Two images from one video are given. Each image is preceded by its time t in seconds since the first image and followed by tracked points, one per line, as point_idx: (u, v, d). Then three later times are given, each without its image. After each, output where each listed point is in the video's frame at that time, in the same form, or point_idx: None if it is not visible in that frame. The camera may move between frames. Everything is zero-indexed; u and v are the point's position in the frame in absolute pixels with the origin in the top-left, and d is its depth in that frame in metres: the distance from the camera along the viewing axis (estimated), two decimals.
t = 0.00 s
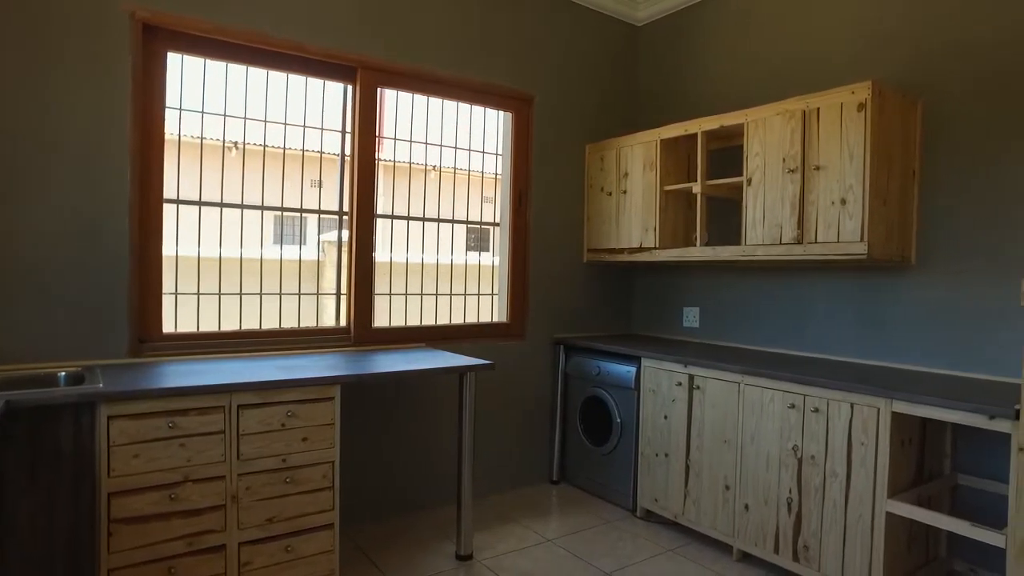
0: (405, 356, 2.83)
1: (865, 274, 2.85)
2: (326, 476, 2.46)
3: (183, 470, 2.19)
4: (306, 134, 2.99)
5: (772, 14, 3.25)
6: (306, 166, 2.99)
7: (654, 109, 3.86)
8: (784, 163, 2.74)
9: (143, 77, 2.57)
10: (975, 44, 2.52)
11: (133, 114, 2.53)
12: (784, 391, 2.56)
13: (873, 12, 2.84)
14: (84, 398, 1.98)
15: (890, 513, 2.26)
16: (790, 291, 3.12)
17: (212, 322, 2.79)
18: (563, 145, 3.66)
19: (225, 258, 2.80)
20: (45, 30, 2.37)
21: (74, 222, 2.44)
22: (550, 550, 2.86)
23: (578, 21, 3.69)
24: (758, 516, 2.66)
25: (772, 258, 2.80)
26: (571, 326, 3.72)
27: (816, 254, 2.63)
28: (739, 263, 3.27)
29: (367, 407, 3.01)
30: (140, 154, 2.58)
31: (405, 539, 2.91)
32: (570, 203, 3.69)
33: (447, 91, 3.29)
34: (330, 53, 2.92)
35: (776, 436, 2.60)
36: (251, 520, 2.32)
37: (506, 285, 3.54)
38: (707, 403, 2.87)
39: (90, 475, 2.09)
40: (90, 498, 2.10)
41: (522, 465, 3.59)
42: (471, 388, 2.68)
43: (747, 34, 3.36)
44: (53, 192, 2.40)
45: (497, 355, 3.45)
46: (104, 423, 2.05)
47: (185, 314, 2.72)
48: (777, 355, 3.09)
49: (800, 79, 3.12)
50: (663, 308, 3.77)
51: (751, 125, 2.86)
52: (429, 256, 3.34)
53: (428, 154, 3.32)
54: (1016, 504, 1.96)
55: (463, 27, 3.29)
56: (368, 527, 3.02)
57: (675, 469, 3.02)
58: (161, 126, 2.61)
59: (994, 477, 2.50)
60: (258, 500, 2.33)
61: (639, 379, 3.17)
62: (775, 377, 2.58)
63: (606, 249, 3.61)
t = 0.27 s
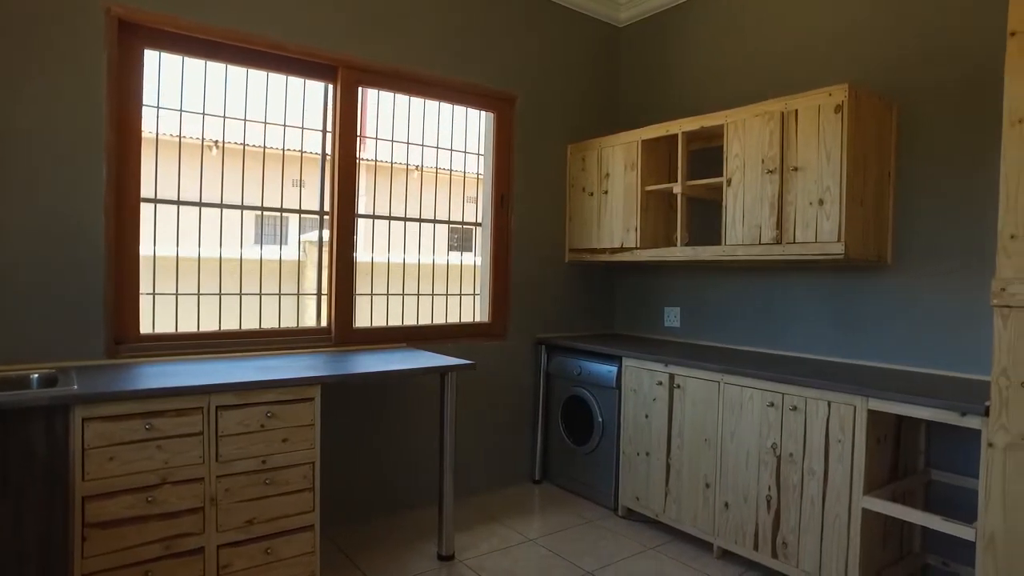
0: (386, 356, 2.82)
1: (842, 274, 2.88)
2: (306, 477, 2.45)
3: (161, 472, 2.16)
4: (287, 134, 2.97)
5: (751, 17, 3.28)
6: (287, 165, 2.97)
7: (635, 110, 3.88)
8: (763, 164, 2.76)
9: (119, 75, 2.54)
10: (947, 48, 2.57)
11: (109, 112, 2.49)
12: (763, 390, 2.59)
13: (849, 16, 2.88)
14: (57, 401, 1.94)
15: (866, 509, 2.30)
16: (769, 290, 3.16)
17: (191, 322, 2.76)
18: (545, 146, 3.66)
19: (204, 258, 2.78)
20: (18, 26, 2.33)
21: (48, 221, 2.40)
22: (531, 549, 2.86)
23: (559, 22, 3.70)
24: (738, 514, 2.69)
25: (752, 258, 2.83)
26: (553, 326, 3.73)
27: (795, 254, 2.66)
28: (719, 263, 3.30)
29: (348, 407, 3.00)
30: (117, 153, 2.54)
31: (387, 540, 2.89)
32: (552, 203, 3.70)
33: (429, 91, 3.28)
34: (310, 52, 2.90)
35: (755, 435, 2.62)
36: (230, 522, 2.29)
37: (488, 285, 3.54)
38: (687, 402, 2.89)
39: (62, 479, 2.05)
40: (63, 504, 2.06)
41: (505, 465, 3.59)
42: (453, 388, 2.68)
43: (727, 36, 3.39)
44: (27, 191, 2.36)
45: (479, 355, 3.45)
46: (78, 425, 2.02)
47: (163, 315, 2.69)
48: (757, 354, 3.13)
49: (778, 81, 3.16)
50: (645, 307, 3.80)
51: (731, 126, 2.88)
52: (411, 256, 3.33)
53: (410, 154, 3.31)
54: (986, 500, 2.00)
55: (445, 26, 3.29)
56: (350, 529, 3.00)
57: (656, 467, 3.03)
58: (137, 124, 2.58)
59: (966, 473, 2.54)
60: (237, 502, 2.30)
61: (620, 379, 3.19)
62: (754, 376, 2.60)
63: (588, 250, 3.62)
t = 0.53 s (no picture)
0: (368, 357, 2.81)
1: (821, 274, 2.92)
2: (287, 478, 2.43)
3: (139, 474, 2.13)
4: (268, 133, 2.95)
5: (731, 19, 3.31)
6: (268, 164, 2.95)
7: (618, 111, 3.90)
8: (744, 165, 2.79)
9: (96, 73, 2.50)
10: (923, 50, 2.60)
11: (85, 110, 2.46)
12: (744, 389, 2.61)
13: (828, 19, 2.92)
14: (32, 403, 1.91)
15: (844, 506, 2.33)
16: (749, 290, 3.19)
17: (170, 323, 2.73)
18: (528, 146, 3.67)
19: (184, 257, 2.75)
20: None
21: (23, 220, 2.36)
22: (514, 549, 2.86)
23: (542, 22, 3.71)
24: (719, 512, 2.71)
25: (733, 258, 2.85)
26: (536, 326, 3.74)
27: (775, 254, 2.69)
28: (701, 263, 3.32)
29: (330, 408, 2.98)
30: (94, 152, 2.51)
31: (370, 541, 2.88)
32: (535, 203, 3.71)
33: (412, 90, 3.28)
34: (291, 51, 2.88)
35: (736, 433, 2.64)
36: (210, 525, 2.27)
37: (471, 285, 3.54)
38: (669, 402, 2.91)
39: (37, 482, 2.01)
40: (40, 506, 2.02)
41: (488, 465, 3.59)
42: (435, 388, 2.68)
43: (708, 38, 3.42)
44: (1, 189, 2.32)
45: (462, 355, 3.44)
46: (53, 428, 1.99)
47: (142, 315, 2.66)
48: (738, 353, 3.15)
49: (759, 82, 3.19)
50: (627, 307, 3.82)
51: (712, 127, 2.90)
52: (394, 255, 3.32)
53: (393, 154, 3.30)
54: (959, 495, 2.04)
55: (428, 26, 3.28)
56: (332, 530, 2.99)
57: (638, 467, 3.05)
58: (115, 123, 2.55)
59: (942, 470, 2.58)
60: (217, 504, 2.28)
61: (603, 378, 3.20)
62: (735, 375, 2.62)
63: (570, 250, 3.63)
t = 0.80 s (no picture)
0: (347, 357, 2.79)
1: (797, 274, 2.95)
2: (265, 479, 2.40)
3: (112, 477, 2.10)
4: (247, 131, 2.92)
5: (709, 21, 3.34)
6: (247, 163, 2.92)
7: (598, 112, 3.92)
8: (722, 165, 2.81)
9: (68, 70, 2.46)
10: (895, 54, 2.65)
11: (57, 107, 2.42)
12: (722, 388, 2.64)
13: (803, 22, 2.96)
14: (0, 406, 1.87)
15: (820, 502, 2.36)
16: (727, 290, 3.22)
17: (146, 324, 2.69)
18: (509, 146, 3.68)
19: (161, 257, 2.72)
20: None
21: None
22: (495, 549, 2.86)
23: (522, 22, 3.71)
24: (698, 509, 2.73)
25: (711, 258, 2.87)
26: (516, 326, 3.75)
27: (752, 254, 2.71)
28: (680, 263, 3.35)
29: (309, 408, 2.96)
30: (66, 150, 2.47)
31: (349, 543, 2.86)
32: (515, 203, 3.72)
33: (392, 89, 3.27)
34: (269, 49, 2.86)
35: (714, 432, 2.67)
36: (186, 527, 2.24)
37: (451, 285, 3.54)
38: (648, 401, 2.92)
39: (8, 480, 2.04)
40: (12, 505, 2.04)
41: (468, 465, 3.59)
42: (415, 388, 2.68)
43: (686, 39, 3.45)
44: None
45: (442, 355, 3.44)
46: (22, 431, 1.94)
47: (117, 316, 2.62)
48: (716, 352, 3.18)
49: (736, 84, 3.22)
50: (607, 307, 3.83)
51: (690, 128, 2.92)
52: (374, 255, 3.30)
53: (373, 153, 3.28)
54: (929, 491, 2.08)
55: (407, 25, 3.27)
56: (311, 532, 2.96)
57: (619, 465, 3.06)
58: (89, 121, 2.51)
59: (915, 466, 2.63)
60: (194, 506, 2.25)
61: (583, 377, 3.21)
62: (713, 374, 2.65)
63: (550, 250, 3.64)
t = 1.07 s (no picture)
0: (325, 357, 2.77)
1: (774, 274, 2.99)
2: (242, 481, 2.37)
3: (84, 481, 2.06)
4: (224, 130, 2.89)
5: (687, 22, 3.37)
6: (224, 162, 2.89)
7: (578, 112, 3.93)
8: (700, 166, 2.83)
9: (38, 66, 2.42)
10: (869, 57, 2.69)
11: (27, 104, 2.38)
12: (700, 386, 2.66)
13: (779, 25, 2.99)
14: None
15: (796, 499, 2.39)
16: (705, 289, 3.25)
17: (120, 325, 2.65)
18: (489, 145, 3.68)
19: (136, 256, 2.68)
20: None
21: None
22: (475, 549, 2.85)
23: (502, 23, 3.71)
24: (677, 508, 2.75)
25: (690, 258, 2.89)
26: (496, 326, 3.75)
27: (730, 254, 2.74)
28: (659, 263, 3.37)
29: (286, 409, 2.94)
30: (35, 147, 2.42)
31: (329, 544, 2.84)
32: (495, 203, 3.72)
33: (371, 88, 3.25)
34: (247, 46, 2.83)
35: (692, 430, 2.69)
36: (161, 531, 2.21)
37: (431, 285, 3.53)
38: (628, 400, 2.94)
39: None
40: None
41: (448, 465, 3.58)
42: (394, 389, 2.66)
43: (665, 41, 3.47)
44: None
45: (422, 356, 3.43)
46: None
47: (90, 316, 2.58)
48: (694, 351, 3.21)
49: (714, 85, 3.25)
50: (587, 306, 3.85)
51: (669, 129, 2.94)
52: (354, 255, 3.28)
53: (353, 152, 3.26)
54: (901, 486, 2.12)
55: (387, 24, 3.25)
56: (289, 534, 2.94)
57: (598, 464, 3.08)
58: (60, 118, 2.47)
59: (889, 463, 2.67)
60: (169, 509, 2.22)
61: (563, 377, 3.22)
62: (691, 373, 2.67)
63: (530, 250, 3.65)
